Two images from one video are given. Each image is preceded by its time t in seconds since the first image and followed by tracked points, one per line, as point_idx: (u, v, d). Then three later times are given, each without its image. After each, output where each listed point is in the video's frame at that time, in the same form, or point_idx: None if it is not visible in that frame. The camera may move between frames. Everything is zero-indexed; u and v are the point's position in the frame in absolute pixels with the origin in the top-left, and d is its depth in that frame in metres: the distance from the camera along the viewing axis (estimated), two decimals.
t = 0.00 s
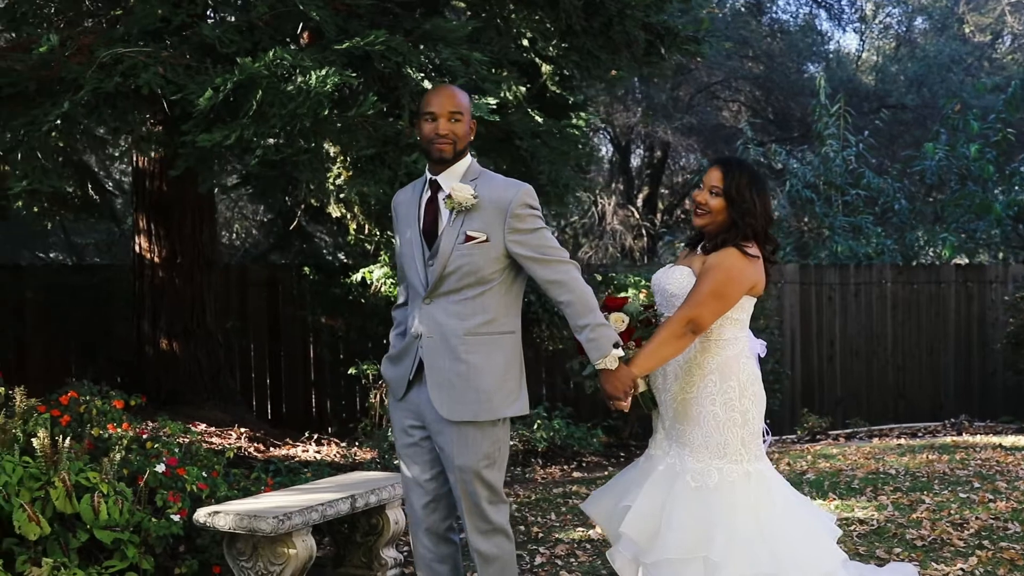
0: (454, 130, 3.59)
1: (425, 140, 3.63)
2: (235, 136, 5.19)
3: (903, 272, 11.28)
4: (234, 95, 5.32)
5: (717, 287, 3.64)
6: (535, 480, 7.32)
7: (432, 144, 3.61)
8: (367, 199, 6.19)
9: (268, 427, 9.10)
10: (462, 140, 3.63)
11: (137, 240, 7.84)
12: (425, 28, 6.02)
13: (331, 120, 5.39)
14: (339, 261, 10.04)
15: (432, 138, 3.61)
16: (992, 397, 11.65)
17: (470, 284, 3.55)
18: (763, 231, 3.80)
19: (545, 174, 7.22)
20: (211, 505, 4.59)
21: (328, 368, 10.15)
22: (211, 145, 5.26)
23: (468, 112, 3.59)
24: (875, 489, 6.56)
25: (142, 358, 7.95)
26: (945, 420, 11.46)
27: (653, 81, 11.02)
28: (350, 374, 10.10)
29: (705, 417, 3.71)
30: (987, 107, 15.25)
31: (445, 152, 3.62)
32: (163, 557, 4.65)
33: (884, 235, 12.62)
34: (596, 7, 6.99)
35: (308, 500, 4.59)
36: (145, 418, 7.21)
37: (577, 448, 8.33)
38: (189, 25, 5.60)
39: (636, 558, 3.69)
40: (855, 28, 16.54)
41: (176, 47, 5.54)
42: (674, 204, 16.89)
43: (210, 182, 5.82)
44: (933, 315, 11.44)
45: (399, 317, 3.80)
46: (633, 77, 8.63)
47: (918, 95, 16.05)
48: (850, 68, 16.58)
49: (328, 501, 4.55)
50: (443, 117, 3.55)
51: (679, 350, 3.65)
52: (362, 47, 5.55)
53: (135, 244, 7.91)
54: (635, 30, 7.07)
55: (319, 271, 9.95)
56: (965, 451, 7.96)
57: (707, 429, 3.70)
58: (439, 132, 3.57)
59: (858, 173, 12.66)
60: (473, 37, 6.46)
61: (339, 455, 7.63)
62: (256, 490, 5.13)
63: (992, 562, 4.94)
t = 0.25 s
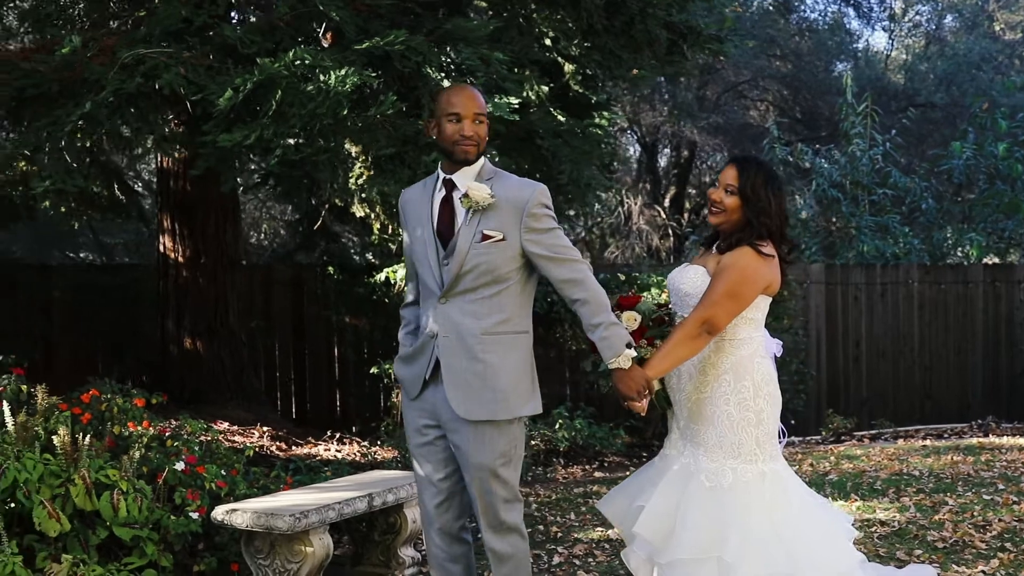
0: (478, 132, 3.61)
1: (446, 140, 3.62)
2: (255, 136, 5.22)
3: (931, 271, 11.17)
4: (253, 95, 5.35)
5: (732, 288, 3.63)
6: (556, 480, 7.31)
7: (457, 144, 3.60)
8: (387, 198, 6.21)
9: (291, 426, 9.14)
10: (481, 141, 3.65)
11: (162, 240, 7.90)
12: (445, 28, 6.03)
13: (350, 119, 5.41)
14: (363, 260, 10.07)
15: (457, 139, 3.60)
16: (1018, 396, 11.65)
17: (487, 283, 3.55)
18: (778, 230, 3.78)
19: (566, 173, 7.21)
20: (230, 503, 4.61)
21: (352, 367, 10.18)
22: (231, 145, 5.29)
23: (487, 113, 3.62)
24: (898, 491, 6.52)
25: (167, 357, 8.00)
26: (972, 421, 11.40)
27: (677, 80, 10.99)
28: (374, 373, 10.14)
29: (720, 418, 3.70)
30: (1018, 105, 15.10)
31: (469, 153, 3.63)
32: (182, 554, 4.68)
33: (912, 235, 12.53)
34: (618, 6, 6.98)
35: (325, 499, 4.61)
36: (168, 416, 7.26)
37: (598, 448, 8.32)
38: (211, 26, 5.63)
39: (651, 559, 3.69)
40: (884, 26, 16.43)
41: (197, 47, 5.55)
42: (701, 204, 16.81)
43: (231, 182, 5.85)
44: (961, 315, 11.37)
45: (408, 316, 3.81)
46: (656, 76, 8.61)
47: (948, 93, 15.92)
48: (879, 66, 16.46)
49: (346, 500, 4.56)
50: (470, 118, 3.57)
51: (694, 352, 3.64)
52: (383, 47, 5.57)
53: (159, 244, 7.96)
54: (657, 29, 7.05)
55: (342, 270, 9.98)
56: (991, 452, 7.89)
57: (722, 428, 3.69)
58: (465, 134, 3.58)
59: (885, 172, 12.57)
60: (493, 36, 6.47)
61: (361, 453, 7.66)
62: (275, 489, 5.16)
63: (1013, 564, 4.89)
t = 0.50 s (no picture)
0: (496, 134, 3.61)
1: (464, 144, 3.59)
2: (272, 137, 5.26)
3: (953, 271, 11.11)
4: (270, 96, 5.37)
5: (743, 287, 3.62)
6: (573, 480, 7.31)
7: (477, 148, 3.59)
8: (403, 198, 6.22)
9: (311, 426, 9.17)
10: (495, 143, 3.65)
11: (181, 240, 7.95)
12: (462, 28, 6.04)
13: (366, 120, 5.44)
14: (383, 260, 10.10)
15: (475, 142, 3.58)
16: None
17: (500, 282, 3.55)
18: (790, 229, 3.77)
19: (584, 173, 7.20)
20: (244, 502, 4.63)
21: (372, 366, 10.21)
22: (248, 146, 5.31)
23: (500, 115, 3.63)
24: (917, 492, 6.48)
25: (186, 357, 8.04)
26: (995, 422, 11.32)
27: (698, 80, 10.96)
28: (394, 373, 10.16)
29: (731, 418, 3.69)
30: None
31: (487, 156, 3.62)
32: (197, 553, 4.70)
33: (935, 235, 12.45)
34: (635, 6, 6.98)
35: (339, 498, 4.63)
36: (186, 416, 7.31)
37: (616, 448, 8.32)
38: (228, 27, 5.66)
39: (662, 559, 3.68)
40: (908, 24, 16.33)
41: (214, 48, 5.59)
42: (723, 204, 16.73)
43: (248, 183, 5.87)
44: (984, 316, 11.29)
45: (410, 314, 3.82)
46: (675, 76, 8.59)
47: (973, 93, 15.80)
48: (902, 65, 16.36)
49: (359, 499, 4.58)
50: (489, 120, 3.57)
51: (705, 352, 3.62)
52: (399, 48, 5.59)
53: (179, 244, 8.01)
54: (675, 29, 7.05)
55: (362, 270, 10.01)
56: (1012, 454, 7.83)
57: (733, 429, 3.68)
58: (487, 136, 3.58)
59: (908, 172, 12.50)
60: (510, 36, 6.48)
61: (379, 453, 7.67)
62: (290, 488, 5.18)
63: None
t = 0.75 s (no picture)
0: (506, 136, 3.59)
1: (477, 147, 3.55)
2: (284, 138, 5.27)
3: (972, 272, 11.04)
4: (281, 96, 5.38)
5: (750, 287, 3.60)
6: (586, 482, 7.30)
7: (490, 149, 3.55)
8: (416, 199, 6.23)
9: (325, 426, 9.19)
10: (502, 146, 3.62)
11: (197, 241, 7.99)
12: (474, 28, 6.03)
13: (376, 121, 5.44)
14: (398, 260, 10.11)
15: (489, 144, 3.55)
16: None
17: (509, 282, 3.54)
18: (798, 229, 3.75)
19: (597, 174, 7.19)
20: (254, 502, 4.64)
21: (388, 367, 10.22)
22: (259, 146, 5.33)
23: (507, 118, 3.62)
24: (930, 494, 6.45)
25: (201, 357, 8.08)
26: (1014, 424, 11.26)
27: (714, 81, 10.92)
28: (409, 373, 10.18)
29: (738, 420, 3.67)
30: None
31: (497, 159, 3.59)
32: (207, 552, 4.72)
33: (954, 235, 12.38)
34: (649, 6, 6.97)
35: (349, 498, 4.63)
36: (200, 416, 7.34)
37: (630, 449, 8.32)
38: (242, 29, 5.68)
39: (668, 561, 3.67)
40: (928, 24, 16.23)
41: (227, 49, 5.61)
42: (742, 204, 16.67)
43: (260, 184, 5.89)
44: (1003, 317, 11.20)
45: (407, 314, 3.81)
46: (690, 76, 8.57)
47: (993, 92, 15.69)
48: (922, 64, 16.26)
49: (369, 499, 4.58)
50: (501, 122, 3.55)
51: (711, 352, 3.61)
52: (411, 48, 5.60)
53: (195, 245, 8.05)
54: (688, 29, 7.03)
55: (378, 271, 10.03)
56: None
57: (740, 431, 3.67)
58: (500, 140, 3.55)
59: (927, 172, 12.43)
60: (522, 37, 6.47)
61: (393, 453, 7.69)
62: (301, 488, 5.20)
63: None
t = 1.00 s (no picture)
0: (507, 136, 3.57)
1: (480, 148, 3.52)
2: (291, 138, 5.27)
3: (986, 272, 11.06)
4: (289, 96, 5.39)
5: (753, 285, 3.59)
6: (595, 482, 7.28)
7: (494, 151, 3.53)
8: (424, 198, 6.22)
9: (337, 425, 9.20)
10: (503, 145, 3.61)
11: (208, 241, 8.02)
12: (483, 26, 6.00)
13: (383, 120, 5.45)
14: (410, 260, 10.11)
15: (492, 145, 3.53)
16: None
17: (511, 281, 3.54)
18: (803, 227, 3.74)
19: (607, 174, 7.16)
20: (260, 500, 4.65)
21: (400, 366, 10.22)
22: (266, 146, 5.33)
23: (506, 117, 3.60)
24: (941, 494, 6.41)
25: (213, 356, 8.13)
26: None
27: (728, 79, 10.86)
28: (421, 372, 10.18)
29: (742, 420, 3.66)
30: None
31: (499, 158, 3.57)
32: (214, 551, 4.73)
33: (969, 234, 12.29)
34: (659, 5, 6.92)
35: (355, 497, 4.64)
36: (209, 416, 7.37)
37: (641, 449, 8.30)
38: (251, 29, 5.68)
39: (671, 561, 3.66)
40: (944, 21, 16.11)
41: (237, 49, 5.62)
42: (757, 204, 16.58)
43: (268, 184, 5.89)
44: (1016, 318, 11.28)
45: (401, 312, 3.82)
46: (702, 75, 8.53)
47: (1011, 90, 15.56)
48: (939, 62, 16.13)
49: (375, 499, 4.58)
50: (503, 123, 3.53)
51: (714, 350, 3.59)
52: (418, 48, 5.59)
53: (207, 245, 8.09)
54: (698, 27, 6.99)
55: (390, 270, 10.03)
56: None
57: (744, 431, 3.65)
58: (503, 140, 3.53)
59: (942, 171, 12.35)
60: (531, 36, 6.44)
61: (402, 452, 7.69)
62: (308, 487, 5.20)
63: None
